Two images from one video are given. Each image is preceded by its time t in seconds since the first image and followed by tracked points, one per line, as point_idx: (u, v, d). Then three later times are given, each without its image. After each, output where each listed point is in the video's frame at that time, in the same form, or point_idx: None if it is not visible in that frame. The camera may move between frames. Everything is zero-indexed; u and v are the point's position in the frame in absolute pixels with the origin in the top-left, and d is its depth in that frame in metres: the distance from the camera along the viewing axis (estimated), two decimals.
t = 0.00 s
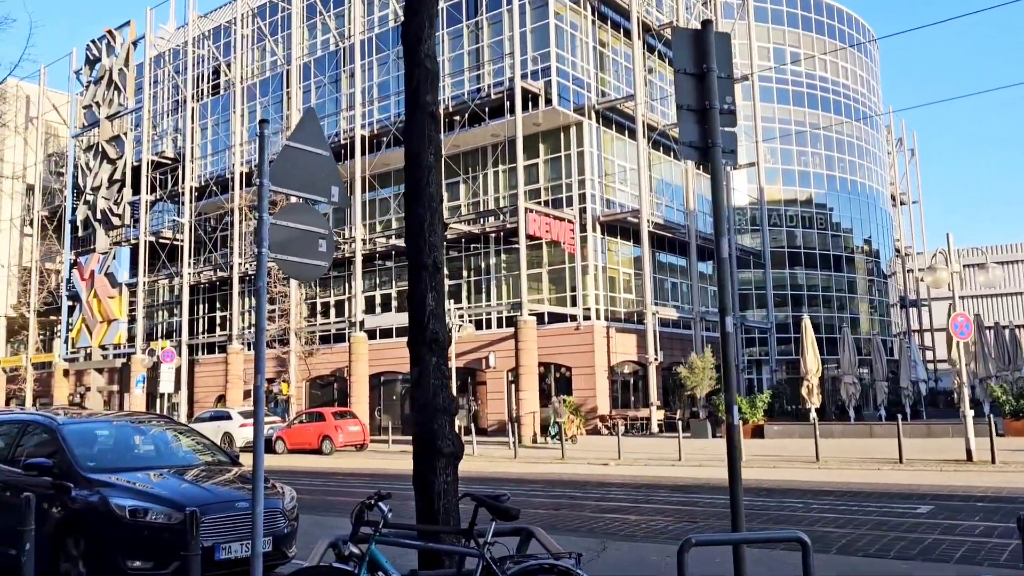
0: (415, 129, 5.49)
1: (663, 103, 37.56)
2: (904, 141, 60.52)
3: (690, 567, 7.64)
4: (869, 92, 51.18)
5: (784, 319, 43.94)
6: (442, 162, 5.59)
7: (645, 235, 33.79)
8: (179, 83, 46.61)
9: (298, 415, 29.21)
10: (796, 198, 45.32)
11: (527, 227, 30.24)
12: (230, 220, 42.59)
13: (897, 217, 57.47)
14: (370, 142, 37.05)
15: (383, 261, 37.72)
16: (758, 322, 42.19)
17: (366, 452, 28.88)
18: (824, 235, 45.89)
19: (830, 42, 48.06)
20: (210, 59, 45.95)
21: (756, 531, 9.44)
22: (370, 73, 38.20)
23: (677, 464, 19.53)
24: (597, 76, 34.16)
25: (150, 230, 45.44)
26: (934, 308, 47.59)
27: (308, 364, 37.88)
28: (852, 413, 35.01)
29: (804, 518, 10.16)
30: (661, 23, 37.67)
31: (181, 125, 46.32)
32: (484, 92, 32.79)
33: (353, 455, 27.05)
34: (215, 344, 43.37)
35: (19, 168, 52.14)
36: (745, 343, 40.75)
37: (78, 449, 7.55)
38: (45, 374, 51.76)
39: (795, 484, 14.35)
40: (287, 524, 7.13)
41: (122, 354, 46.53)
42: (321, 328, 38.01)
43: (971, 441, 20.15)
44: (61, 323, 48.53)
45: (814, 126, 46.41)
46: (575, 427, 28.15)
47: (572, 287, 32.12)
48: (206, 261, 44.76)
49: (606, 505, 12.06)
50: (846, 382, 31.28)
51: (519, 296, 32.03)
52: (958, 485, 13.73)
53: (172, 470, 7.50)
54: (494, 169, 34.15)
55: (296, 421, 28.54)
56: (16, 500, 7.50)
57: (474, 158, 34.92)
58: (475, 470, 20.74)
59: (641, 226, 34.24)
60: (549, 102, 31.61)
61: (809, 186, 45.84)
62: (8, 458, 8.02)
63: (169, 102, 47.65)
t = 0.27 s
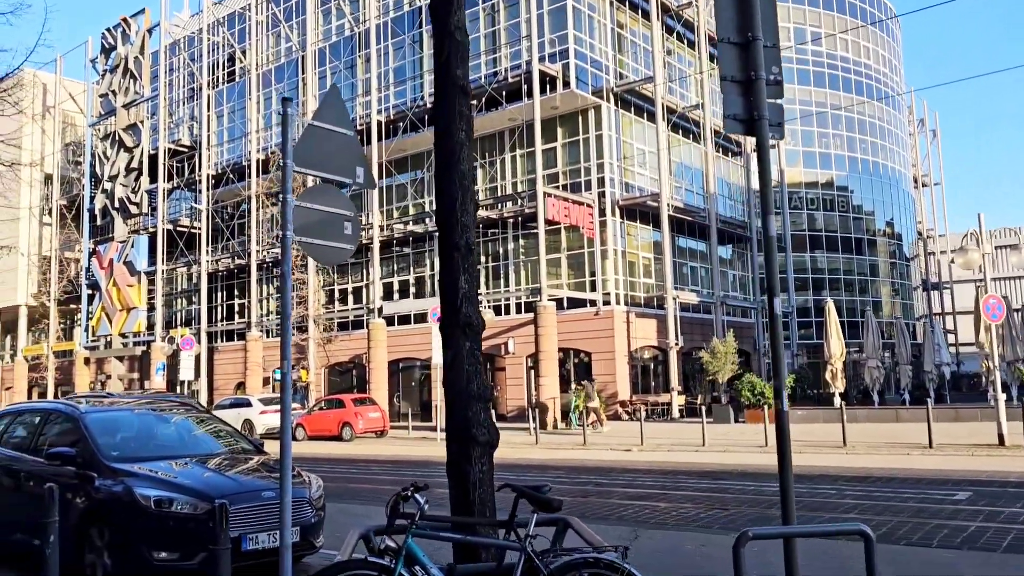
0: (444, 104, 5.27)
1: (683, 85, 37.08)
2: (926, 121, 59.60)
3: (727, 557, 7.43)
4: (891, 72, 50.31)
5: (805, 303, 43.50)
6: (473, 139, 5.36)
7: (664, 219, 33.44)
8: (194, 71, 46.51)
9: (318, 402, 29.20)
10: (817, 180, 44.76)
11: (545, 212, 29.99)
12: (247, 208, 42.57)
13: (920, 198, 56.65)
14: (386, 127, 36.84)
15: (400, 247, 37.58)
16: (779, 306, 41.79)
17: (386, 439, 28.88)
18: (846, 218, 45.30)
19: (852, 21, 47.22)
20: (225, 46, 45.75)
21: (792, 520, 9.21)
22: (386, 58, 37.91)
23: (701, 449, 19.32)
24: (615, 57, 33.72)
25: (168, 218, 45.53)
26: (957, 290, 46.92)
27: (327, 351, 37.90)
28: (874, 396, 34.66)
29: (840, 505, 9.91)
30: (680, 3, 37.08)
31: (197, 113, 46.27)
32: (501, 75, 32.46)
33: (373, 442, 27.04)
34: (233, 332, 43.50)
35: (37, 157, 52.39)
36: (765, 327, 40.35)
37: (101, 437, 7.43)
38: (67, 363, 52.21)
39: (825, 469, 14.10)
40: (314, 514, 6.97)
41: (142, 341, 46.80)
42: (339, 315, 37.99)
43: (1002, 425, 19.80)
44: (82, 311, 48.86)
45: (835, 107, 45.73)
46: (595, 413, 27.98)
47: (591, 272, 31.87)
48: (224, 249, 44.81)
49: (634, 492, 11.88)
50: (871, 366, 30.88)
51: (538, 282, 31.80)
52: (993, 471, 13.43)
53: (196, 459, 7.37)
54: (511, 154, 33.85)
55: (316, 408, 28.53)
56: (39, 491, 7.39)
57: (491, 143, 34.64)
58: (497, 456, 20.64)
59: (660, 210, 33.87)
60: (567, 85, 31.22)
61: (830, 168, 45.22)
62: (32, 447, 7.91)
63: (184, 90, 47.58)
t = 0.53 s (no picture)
0: (466, 76, 5.05)
1: (696, 70, 36.65)
2: (941, 105, 58.87)
3: (760, 551, 7.16)
4: (906, 55, 49.63)
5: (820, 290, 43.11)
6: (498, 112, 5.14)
7: (677, 205, 33.11)
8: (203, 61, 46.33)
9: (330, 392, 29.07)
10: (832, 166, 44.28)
11: (558, 199, 29.72)
12: (257, 198, 42.44)
13: (935, 184, 55.99)
14: (396, 116, 36.60)
15: (411, 236, 37.40)
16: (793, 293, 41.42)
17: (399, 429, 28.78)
18: (861, 203, 44.80)
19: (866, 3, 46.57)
20: (233, 36, 45.52)
21: (821, 510, 8.96)
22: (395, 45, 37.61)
23: (719, 438, 19.06)
24: (627, 42, 33.35)
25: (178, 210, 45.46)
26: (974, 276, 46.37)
27: (339, 341, 37.81)
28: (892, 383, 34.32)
29: (869, 493, 9.66)
30: None
31: (206, 103, 46.13)
32: (512, 62, 32.16)
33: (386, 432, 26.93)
34: (245, 323, 43.46)
35: (48, 150, 52.41)
36: (780, 315, 39.95)
37: (115, 427, 7.26)
38: (80, 355, 52.39)
39: (848, 457, 13.84)
40: (333, 504, 6.79)
41: (154, 333, 46.83)
42: (351, 305, 37.86)
43: None
44: (94, 303, 48.92)
45: (850, 91, 45.17)
46: (610, 402, 27.77)
47: (603, 260, 31.61)
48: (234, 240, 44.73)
49: (656, 481, 11.66)
50: (888, 353, 30.48)
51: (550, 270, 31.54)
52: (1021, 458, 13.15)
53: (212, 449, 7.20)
54: (522, 141, 33.55)
55: (329, 398, 28.41)
56: (54, 482, 7.22)
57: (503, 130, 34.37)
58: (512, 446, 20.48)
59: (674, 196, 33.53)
60: (578, 71, 30.88)
61: (844, 153, 44.71)
62: (46, 438, 7.75)
63: (193, 81, 47.43)
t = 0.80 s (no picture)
0: (487, 48, 4.77)
1: (704, 55, 36.20)
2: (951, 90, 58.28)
3: (788, 546, 6.92)
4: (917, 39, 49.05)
5: (830, 278, 42.80)
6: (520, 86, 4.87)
7: (687, 192, 32.77)
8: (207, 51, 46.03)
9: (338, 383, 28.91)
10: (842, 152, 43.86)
11: (566, 186, 29.40)
12: (262, 189, 42.20)
13: (946, 170, 55.47)
14: (402, 105, 36.30)
15: (418, 226, 37.20)
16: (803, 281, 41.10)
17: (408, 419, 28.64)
18: (872, 189, 44.37)
19: None
20: (237, 25, 45.17)
21: (847, 502, 8.71)
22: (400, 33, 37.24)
23: (734, 427, 18.81)
24: (635, 28, 32.93)
25: (184, 201, 45.27)
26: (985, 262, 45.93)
27: (346, 332, 37.64)
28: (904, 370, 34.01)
29: (895, 483, 9.41)
30: None
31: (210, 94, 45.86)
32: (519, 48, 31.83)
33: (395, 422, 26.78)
34: (251, 314, 43.32)
35: (53, 142, 52.25)
36: (791, 303, 39.61)
37: (123, 420, 7.04)
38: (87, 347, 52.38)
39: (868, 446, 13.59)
40: (347, 498, 6.58)
41: (160, 325, 46.75)
42: (357, 295, 37.67)
43: None
44: (101, 296, 48.85)
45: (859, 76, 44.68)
46: (620, 391, 27.53)
47: (612, 248, 31.33)
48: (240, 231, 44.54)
49: (674, 472, 11.43)
50: (901, 340, 30.14)
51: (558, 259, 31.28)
52: None
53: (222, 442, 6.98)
54: (530, 129, 33.25)
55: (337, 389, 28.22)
56: (60, 478, 7.01)
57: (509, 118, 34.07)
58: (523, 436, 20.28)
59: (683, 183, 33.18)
60: (586, 57, 30.51)
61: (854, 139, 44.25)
62: (51, 432, 7.54)
63: (197, 71, 47.13)
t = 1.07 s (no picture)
0: (517, 20, 4.52)
1: (713, 44, 35.82)
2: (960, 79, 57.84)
3: (821, 541, 6.68)
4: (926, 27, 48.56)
5: (839, 269, 42.48)
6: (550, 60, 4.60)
7: (696, 183, 32.47)
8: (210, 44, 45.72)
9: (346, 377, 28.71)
10: (850, 142, 43.47)
11: (573, 177, 29.17)
12: (267, 182, 41.97)
13: (955, 159, 55.04)
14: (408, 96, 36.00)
15: (424, 219, 37.02)
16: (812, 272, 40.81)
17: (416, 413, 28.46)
18: (882, 179, 43.96)
19: None
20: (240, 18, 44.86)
21: (877, 497, 8.46)
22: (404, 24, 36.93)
23: (747, 420, 18.57)
24: (642, 17, 32.58)
25: (188, 195, 45.08)
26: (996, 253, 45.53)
27: (353, 326, 37.48)
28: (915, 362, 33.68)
29: (925, 477, 9.15)
30: None
31: (214, 87, 45.64)
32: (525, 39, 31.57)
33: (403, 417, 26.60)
34: (257, 308, 43.15)
35: (57, 137, 52.08)
36: (799, 295, 39.35)
37: (131, 415, 6.82)
38: (93, 343, 52.31)
39: (887, 439, 13.36)
40: (364, 494, 6.35)
41: (166, 320, 46.61)
42: (363, 290, 37.48)
43: None
44: (106, 291, 48.74)
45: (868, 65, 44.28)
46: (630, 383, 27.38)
47: (620, 240, 31.09)
48: (245, 225, 44.35)
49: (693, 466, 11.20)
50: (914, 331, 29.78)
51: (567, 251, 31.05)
52: None
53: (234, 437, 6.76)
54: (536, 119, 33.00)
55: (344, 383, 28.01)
56: (67, 475, 6.80)
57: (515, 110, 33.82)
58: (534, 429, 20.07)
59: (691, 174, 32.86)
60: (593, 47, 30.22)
61: (863, 128, 43.84)
62: (58, 428, 7.33)
63: (200, 65, 46.80)
